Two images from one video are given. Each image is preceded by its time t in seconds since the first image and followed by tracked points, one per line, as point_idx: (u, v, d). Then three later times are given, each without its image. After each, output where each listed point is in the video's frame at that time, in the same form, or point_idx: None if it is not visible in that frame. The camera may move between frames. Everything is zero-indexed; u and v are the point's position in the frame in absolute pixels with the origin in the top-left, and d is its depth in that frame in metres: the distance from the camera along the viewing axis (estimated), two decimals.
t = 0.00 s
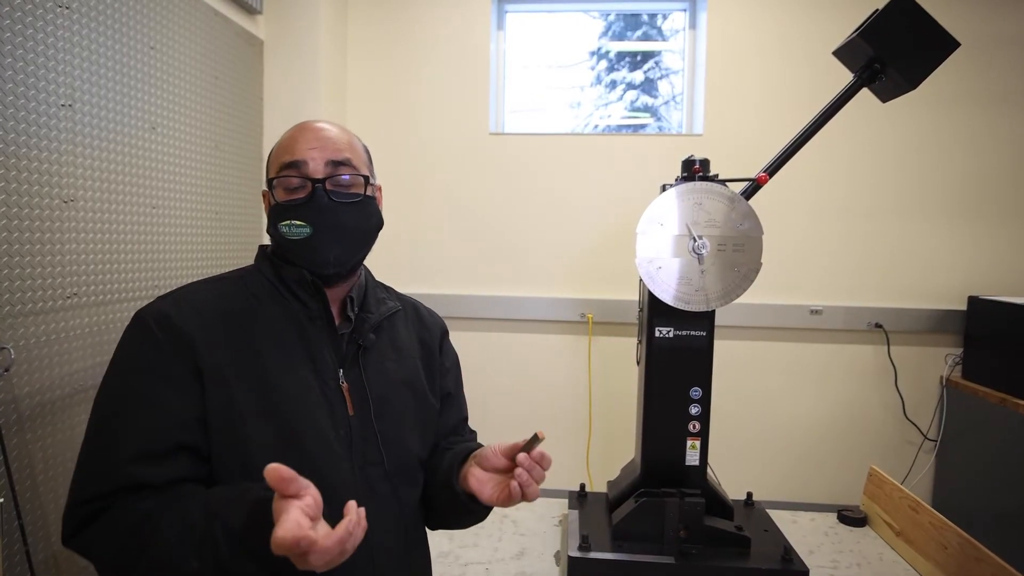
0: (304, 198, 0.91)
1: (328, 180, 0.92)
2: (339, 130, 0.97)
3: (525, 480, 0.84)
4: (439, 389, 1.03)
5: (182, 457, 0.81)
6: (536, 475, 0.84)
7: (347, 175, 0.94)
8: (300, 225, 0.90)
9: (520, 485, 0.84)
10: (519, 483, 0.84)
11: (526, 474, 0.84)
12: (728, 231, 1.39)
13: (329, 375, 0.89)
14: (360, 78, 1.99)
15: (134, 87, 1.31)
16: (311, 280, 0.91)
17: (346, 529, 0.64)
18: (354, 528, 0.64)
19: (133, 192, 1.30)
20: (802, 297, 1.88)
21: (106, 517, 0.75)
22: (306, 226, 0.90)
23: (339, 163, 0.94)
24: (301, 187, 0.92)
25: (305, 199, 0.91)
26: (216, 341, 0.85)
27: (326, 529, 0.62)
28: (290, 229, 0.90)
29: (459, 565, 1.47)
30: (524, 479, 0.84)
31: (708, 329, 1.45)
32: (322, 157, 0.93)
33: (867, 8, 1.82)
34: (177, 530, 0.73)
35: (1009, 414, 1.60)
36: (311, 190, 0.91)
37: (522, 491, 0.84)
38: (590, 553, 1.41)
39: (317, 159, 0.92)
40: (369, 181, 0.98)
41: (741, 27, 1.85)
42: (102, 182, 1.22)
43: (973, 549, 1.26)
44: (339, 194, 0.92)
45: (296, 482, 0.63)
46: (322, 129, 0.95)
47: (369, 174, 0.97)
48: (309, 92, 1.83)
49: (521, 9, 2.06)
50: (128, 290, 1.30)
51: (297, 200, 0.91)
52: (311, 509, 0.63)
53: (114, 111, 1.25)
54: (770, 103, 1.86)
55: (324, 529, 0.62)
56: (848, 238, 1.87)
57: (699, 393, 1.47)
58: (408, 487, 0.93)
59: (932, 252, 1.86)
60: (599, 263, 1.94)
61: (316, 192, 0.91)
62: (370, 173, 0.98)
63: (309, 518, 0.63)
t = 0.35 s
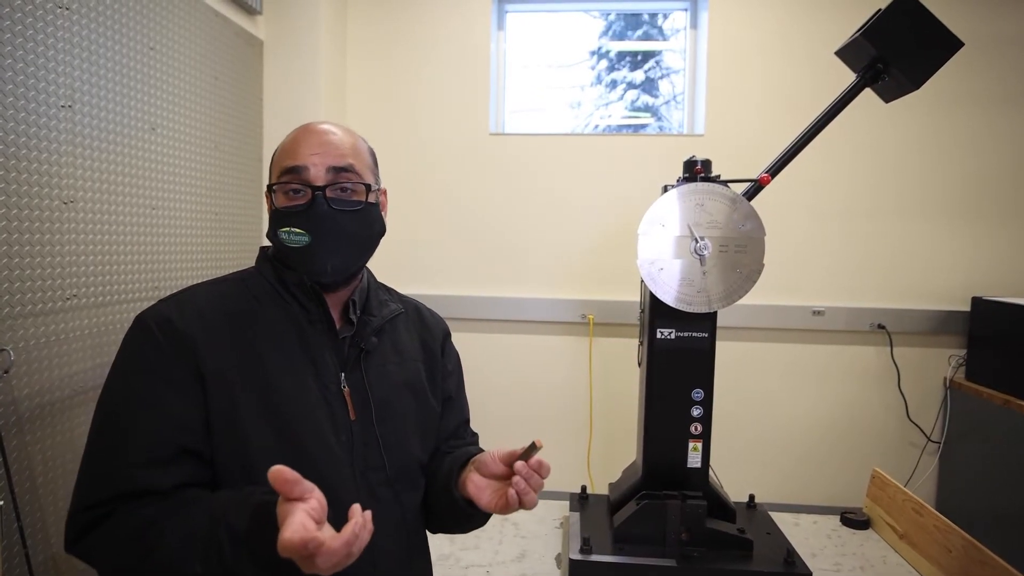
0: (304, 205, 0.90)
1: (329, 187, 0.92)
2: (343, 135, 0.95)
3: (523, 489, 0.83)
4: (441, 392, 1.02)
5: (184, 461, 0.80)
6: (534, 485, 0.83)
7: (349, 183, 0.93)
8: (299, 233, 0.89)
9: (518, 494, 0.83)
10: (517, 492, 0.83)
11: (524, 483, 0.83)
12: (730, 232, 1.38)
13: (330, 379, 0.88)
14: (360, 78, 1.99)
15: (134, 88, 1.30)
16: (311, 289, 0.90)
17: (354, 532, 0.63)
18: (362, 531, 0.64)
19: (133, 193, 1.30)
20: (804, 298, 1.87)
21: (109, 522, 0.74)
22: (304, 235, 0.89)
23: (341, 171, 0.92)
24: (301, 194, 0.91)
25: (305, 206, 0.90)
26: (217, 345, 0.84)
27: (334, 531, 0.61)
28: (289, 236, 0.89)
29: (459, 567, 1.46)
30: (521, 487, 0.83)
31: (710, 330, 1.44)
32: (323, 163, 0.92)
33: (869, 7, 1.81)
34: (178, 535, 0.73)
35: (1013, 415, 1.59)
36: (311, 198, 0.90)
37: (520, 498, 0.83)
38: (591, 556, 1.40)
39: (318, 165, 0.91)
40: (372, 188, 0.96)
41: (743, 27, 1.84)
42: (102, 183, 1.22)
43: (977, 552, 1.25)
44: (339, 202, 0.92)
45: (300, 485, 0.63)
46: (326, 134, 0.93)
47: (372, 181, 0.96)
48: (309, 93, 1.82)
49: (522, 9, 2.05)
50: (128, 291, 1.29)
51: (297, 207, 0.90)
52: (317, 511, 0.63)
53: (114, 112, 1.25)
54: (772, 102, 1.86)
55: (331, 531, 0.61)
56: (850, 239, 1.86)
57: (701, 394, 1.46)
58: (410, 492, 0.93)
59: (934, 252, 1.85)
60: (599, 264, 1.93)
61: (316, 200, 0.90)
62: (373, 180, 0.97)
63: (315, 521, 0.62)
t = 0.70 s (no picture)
0: (304, 205, 0.90)
1: (329, 186, 0.91)
2: (343, 133, 0.95)
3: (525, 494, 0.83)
4: (444, 394, 1.02)
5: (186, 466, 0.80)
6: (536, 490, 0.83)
7: (349, 182, 0.93)
8: (299, 234, 0.89)
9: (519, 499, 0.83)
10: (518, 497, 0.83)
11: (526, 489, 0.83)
12: (732, 233, 1.38)
13: (331, 382, 0.88)
14: (360, 78, 1.98)
15: (135, 88, 1.30)
16: (313, 291, 0.90)
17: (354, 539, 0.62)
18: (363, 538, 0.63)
19: (133, 194, 1.30)
20: (807, 298, 1.87)
21: (111, 526, 0.74)
22: (305, 235, 0.89)
23: (341, 170, 0.92)
24: (301, 194, 0.91)
25: (305, 206, 0.90)
26: (218, 348, 0.84)
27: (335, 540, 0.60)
28: (289, 236, 0.89)
29: (461, 569, 1.46)
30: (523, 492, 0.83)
31: (712, 332, 1.43)
32: (323, 162, 0.91)
33: (871, 7, 1.80)
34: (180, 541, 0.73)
35: (1017, 417, 1.58)
36: (311, 197, 0.90)
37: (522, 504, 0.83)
38: (592, 557, 1.40)
39: (318, 164, 0.91)
40: (372, 186, 0.96)
41: (744, 26, 1.84)
42: (103, 183, 1.21)
43: (980, 554, 1.24)
44: (339, 201, 0.91)
45: (300, 491, 0.62)
46: (326, 133, 0.93)
47: (372, 180, 0.95)
48: (309, 93, 1.82)
49: (522, 9, 2.05)
50: (129, 292, 1.29)
51: (297, 206, 0.90)
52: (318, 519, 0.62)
53: (115, 112, 1.24)
54: (774, 102, 1.85)
55: (331, 538, 0.61)
56: (853, 239, 1.85)
57: (703, 396, 1.46)
58: (413, 495, 0.93)
59: (938, 253, 1.84)
60: (601, 265, 1.93)
61: (316, 200, 0.90)
62: (374, 178, 0.97)
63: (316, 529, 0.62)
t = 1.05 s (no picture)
0: (306, 206, 0.89)
1: (332, 187, 0.90)
2: (346, 134, 0.94)
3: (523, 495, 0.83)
4: (445, 396, 1.01)
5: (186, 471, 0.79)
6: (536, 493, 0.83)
7: (352, 183, 0.92)
8: (301, 235, 0.88)
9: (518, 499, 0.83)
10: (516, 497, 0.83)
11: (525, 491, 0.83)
12: (735, 234, 1.37)
13: (332, 385, 0.87)
14: (360, 78, 1.98)
15: (135, 88, 1.29)
16: (315, 293, 0.89)
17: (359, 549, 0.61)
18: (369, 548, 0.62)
19: (133, 194, 1.29)
20: (809, 299, 1.86)
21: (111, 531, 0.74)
22: (307, 236, 0.88)
23: (344, 171, 0.91)
24: (304, 195, 0.90)
25: (307, 207, 0.89)
26: (218, 351, 0.83)
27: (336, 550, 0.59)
28: (291, 238, 0.88)
29: (462, 571, 1.45)
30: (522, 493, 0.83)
31: (714, 333, 1.42)
32: (326, 163, 0.90)
33: (873, 6, 1.80)
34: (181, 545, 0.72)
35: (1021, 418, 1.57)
36: (314, 198, 0.89)
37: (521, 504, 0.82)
38: (594, 559, 1.40)
39: (321, 165, 0.90)
40: (376, 187, 0.95)
41: (746, 26, 1.83)
42: (103, 184, 1.21)
43: (983, 556, 1.23)
44: (342, 202, 0.91)
45: (310, 498, 0.62)
46: (329, 134, 0.92)
47: (375, 181, 0.95)
48: (309, 93, 1.81)
49: (523, 8, 2.04)
50: (128, 293, 1.28)
51: (300, 208, 0.89)
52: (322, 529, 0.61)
53: (115, 112, 1.24)
54: (776, 102, 1.84)
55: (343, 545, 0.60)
56: (856, 240, 1.84)
57: (705, 397, 1.45)
58: (415, 498, 0.92)
59: (941, 253, 1.83)
60: (602, 265, 1.92)
61: (318, 200, 0.89)
62: (377, 179, 0.96)
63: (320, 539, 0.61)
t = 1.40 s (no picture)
0: (388, 208, 0.93)
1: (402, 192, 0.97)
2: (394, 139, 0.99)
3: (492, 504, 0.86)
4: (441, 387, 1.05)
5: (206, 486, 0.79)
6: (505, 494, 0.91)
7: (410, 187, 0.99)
8: (384, 235, 0.93)
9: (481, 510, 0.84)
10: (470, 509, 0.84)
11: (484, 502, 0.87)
12: (736, 234, 1.37)
13: (337, 384, 0.88)
14: (361, 78, 1.97)
15: (135, 89, 1.29)
16: (316, 294, 0.90)
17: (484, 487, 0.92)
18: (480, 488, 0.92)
19: (133, 194, 1.28)
20: (809, 299, 1.86)
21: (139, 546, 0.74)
22: (390, 236, 0.94)
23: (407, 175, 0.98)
24: (384, 194, 0.93)
25: (390, 210, 0.93)
26: (228, 362, 0.82)
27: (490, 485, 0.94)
28: (372, 238, 0.92)
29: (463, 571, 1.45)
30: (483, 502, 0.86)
31: (716, 333, 1.42)
32: (400, 168, 0.96)
33: (875, 6, 1.79)
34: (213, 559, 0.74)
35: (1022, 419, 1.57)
36: (393, 201, 0.94)
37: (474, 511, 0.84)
38: (596, 560, 1.39)
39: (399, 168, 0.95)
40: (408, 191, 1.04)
41: (747, 26, 1.83)
42: (103, 183, 1.20)
43: (986, 557, 1.23)
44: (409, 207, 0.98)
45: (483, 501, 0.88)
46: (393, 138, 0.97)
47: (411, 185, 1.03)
48: (310, 93, 1.81)
49: (524, 8, 2.03)
50: (128, 293, 1.28)
51: (383, 208, 0.93)
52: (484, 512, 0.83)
53: (115, 112, 1.23)
54: (777, 102, 1.84)
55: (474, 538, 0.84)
56: (857, 240, 1.84)
57: (707, 397, 1.45)
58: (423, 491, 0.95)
59: (943, 253, 1.83)
60: (603, 265, 1.92)
61: (398, 205, 0.95)
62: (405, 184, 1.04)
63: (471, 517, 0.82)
